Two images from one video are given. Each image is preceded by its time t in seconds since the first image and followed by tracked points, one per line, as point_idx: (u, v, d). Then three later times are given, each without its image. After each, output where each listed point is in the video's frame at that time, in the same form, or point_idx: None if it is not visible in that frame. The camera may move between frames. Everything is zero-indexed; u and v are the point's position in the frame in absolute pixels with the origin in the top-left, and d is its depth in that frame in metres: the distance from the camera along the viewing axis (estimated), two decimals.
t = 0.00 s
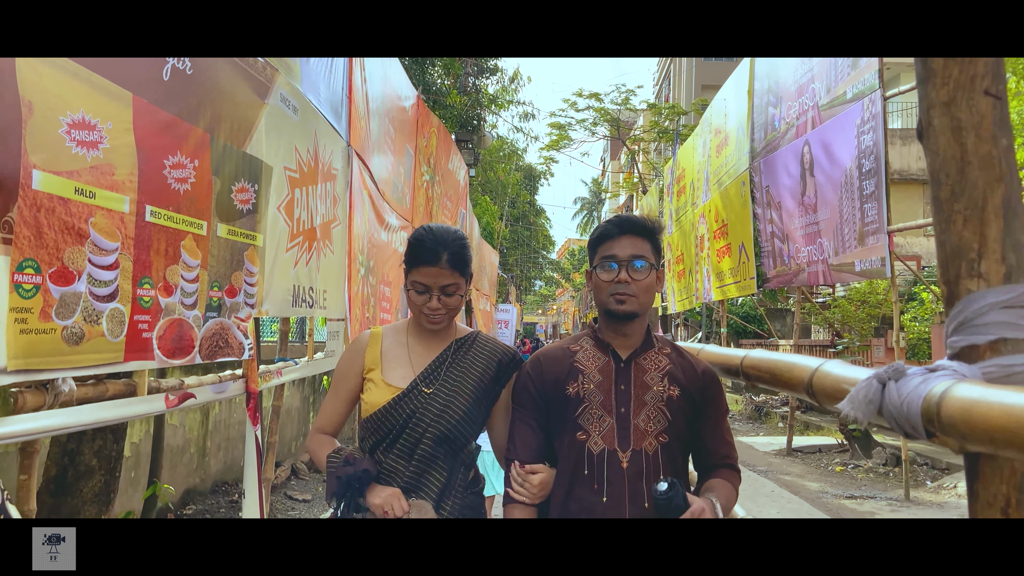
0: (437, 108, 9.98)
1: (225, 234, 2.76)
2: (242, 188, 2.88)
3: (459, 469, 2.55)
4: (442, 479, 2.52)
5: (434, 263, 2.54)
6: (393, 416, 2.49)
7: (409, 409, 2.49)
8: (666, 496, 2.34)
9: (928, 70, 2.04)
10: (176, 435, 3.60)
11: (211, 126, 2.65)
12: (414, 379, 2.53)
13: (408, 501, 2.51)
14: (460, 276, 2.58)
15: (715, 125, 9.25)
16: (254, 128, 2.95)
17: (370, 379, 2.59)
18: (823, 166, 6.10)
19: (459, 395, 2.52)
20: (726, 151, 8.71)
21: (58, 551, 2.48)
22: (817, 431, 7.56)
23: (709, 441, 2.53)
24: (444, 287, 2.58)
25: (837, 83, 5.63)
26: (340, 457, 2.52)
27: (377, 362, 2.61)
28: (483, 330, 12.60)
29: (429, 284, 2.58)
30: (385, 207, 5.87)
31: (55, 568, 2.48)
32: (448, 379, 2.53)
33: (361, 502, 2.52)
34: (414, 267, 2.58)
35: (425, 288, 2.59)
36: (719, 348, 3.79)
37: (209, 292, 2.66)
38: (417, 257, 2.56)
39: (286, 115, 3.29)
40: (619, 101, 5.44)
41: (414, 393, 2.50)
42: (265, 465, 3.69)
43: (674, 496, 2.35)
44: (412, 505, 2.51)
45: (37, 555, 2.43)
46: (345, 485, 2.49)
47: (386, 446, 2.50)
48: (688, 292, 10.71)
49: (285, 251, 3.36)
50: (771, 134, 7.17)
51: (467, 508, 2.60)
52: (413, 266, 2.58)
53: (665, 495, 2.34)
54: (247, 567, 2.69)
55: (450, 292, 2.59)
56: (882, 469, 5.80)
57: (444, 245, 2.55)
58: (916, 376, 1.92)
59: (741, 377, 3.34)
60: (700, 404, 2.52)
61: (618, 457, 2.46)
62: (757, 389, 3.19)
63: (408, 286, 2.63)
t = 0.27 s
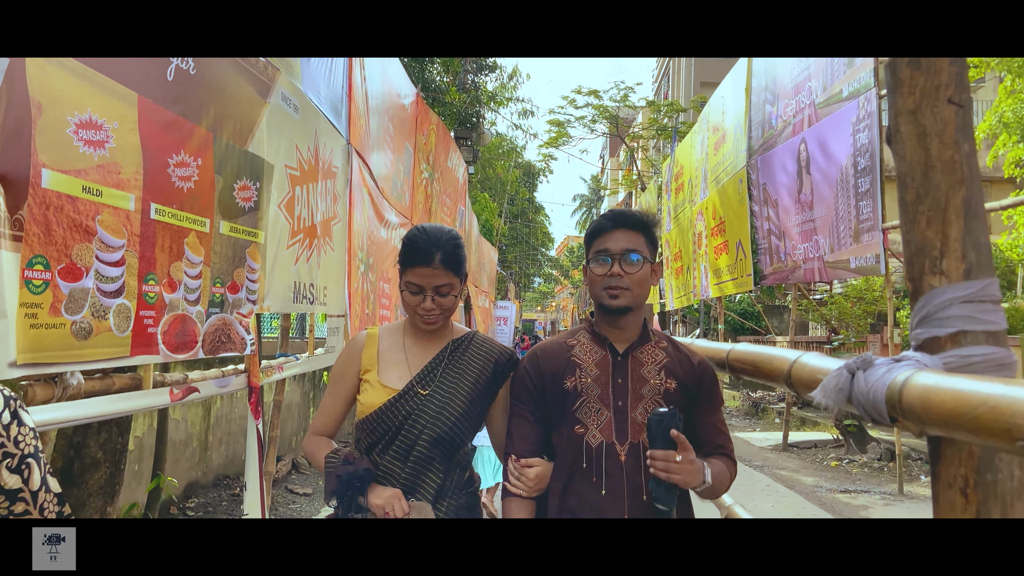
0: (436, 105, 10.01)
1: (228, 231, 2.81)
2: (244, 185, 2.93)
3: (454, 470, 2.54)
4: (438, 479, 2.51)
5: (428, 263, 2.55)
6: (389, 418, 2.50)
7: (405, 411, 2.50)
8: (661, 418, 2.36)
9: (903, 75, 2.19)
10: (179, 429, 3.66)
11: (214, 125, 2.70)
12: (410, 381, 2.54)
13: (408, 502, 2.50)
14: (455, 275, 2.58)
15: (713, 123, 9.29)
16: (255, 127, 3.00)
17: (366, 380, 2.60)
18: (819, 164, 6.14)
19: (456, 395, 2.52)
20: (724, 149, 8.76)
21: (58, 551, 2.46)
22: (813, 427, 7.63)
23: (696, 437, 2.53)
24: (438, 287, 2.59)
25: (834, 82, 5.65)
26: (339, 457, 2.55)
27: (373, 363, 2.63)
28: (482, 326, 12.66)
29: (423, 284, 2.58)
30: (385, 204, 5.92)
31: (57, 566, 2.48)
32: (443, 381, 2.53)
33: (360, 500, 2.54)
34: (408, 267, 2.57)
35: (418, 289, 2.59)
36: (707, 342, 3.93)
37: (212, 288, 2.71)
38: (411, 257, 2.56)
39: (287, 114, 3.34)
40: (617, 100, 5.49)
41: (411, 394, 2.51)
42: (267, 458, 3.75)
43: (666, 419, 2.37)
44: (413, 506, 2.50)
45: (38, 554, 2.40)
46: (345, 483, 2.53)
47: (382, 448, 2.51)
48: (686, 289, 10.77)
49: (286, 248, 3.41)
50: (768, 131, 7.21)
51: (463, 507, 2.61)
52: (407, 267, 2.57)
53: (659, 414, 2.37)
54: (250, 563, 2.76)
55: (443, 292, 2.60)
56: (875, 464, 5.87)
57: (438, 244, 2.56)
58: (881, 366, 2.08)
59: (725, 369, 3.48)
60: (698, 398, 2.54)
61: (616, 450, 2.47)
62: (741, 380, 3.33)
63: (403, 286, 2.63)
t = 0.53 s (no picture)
0: (435, 102, 10.02)
1: (230, 228, 2.86)
2: (246, 184, 2.97)
3: (449, 473, 2.49)
4: (433, 483, 2.46)
5: (420, 264, 2.51)
6: (384, 422, 2.45)
7: (400, 414, 2.44)
8: (666, 378, 2.39)
9: (875, 84, 2.16)
10: (182, 424, 3.72)
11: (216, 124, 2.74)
12: (405, 383, 2.49)
13: (409, 507, 2.46)
14: (448, 277, 2.55)
15: (711, 120, 9.32)
16: (256, 126, 3.04)
17: (361, 385, 2.54)
18: (816, 161, 6.15)
19: (451, 398, 2.47)
20: (722, 146, 8.79)
21: (58, 551, 2.39)
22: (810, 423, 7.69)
23: (695, 425, 2.57)
24: (431, 289, 2.54)
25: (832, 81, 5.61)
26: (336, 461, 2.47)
27: (368, 366, 2.56)
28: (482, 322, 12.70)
29: (416, 286, 2.54)
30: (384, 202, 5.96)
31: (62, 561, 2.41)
32: (439, 384, 2.48)
33: (360, 506, 2.47)
34: (400, 268, 2.53)
35: (412, 290, 2.54)
36: (706, 338, 4.05)
37: (215, 285, 2.76)
38: (403, 258, 2.52)
39: (288, 113, 3.38)
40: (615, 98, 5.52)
41: (405, 397, 2.46)
42: (269, 452, 3.81)
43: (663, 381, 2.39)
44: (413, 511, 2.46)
45: (41, 552, 2.35)
46: (346, 488, 2.45)
47: (378, 452, 2.45)
48: (684, 286, 10.81)
49: (288, 245, 3.45)
50: (766, 129, 7.23)
51: (460, 511, 2.57)
52: (400, 268, 2.53)
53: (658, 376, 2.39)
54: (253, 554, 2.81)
55: (437, 293, 2.55)
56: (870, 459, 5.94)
57: (430, 246, 2.51)
58: (853, 359, 2.14)
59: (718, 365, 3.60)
60: (695, 393, 2.57)
61: (613, 448, 2.47)
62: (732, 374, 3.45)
63: (395, 288, 2.59)
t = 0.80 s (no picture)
0: (434, 99, 10.05)
1: (233, 227, 2.91)
2: (249, 183, 3.02)
3: (450, 478, 2.24)
4: (433, 486, 2.19)
5: (410, 261, 2.21)
6: (376, 423, 2.18)
7: (394, 415, 2.18)
8: (671, 373, 2.05)
9: (848, 95, 2.22)
10: (184, 420, 3.78)
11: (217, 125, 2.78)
12: (397, 381, 2.22)
13: (412, 509, 2.17)
14: (440, 274, 2.25)
15: (709, 118, 9.35)
16: (258, 126, 3.08)
17: (353, 386, 2.25)
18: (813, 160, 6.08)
19: (449, 395, 2.22)
20: (720, 144, 8.82)
21: (58, 550, 2.18)
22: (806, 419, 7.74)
23: (687, 423, 2.33)
24: (423, 288, 2.24)
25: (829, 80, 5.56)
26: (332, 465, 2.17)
27: (360, 367, 2.27)
28: (481, 319, 12.74)
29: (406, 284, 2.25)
30: (384, 199, 6.01)
31: (58, 568, 2.23)
32: (435, 380, 2.22)
33: (361, 510, 2.17)
34: (391, 267, 2.24)
35: (402, 289, 2.25)
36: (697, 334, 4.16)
37: (218, 282, 2.80)
38: (392, 256, 2.23)
39: (289, 112, 3.42)
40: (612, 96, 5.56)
41: (399, 396, 2.19)
42: (270, 448, 3.86)
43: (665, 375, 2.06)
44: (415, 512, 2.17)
45: (37, 554, 2.15)
46: (348, 491, 2.14)
47: (371, 457, 2.18)
48: (683, 283, 10.85)
49: (289, 242, 3.49)
50: (763, 127, 7.25)
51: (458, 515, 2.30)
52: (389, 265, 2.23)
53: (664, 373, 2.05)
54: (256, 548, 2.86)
55: (429, 293, 2.25)
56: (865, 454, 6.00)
57: (421, 243, 2.22)
58: (829, 352, 2.19)
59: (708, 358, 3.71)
60: (686, 393, 2.34)
61: (611, 451, 2.26)
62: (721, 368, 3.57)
63: (384, 286, 2.29)
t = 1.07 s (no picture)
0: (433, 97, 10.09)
1: (237, 226, 2.97)
2: (252, 182, 3.08)
3: (449, 468, 2.20)
4: (432, 477, 2.15)
5: (401, 252, 2.17)
6: (374, 414, 2.12)
7: (392, 405, 2.13)
8: (666, 378, 1.94)
9: (826, 107, 2.29)
10: (188, 416, 3.83)
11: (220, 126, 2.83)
12: (393, 372, 2.17)
13: (412, 500, 2.13)
14: (433, 264, 2.21)
15: (708, 116, 9.40)
16: (262, 126, 3.14)
17: (349, 378, 2.18)
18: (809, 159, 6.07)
19: (445, 385, 2.16)
20: (718, 142, 8.87)
21: (58, 551, 2.14)
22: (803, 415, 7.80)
23: (678, 417, 2.27)
24: (416, 278, 2.19)
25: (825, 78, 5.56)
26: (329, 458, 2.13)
27: (355, 358, 2.20)
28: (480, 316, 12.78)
29: (399, 274, 2.19)
30: (384, 197, 6.06)
31: (57, 568, 2.19)
32: (431, 370, 2.17)
33: (361, 502, 2.12)
34: (381, 258, 2.17)
35: (394, 280, 2.19)
36: (683, 332, 4.28)
37: (222, 280, 2.86)
38: (384, 248, 2.17)
39: (292, 113, 3.48)
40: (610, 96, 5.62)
41: (396, 386, 2.13)
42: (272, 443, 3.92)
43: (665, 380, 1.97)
44: (416, 504, 2.13)
45: (38, 555, 2.11)
46: (348, 482, 2.09)
47: (370, 448, 2.13)
48: (681, 281, 10.91)
49: (291, 241, 3.55)
50: (760, 126, 7.29)
51: (455, 509, 2.25)
52: (380, 257, 2.17)
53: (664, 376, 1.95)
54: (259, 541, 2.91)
55: (422, 284, 2.20)
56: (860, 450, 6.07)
57: (414, 234, 2.17)
58: (807, 347, 2.25)
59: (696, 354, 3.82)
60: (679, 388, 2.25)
61: (607, 452, 2.20)
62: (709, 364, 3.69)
63: (376, 278, 2.23)
